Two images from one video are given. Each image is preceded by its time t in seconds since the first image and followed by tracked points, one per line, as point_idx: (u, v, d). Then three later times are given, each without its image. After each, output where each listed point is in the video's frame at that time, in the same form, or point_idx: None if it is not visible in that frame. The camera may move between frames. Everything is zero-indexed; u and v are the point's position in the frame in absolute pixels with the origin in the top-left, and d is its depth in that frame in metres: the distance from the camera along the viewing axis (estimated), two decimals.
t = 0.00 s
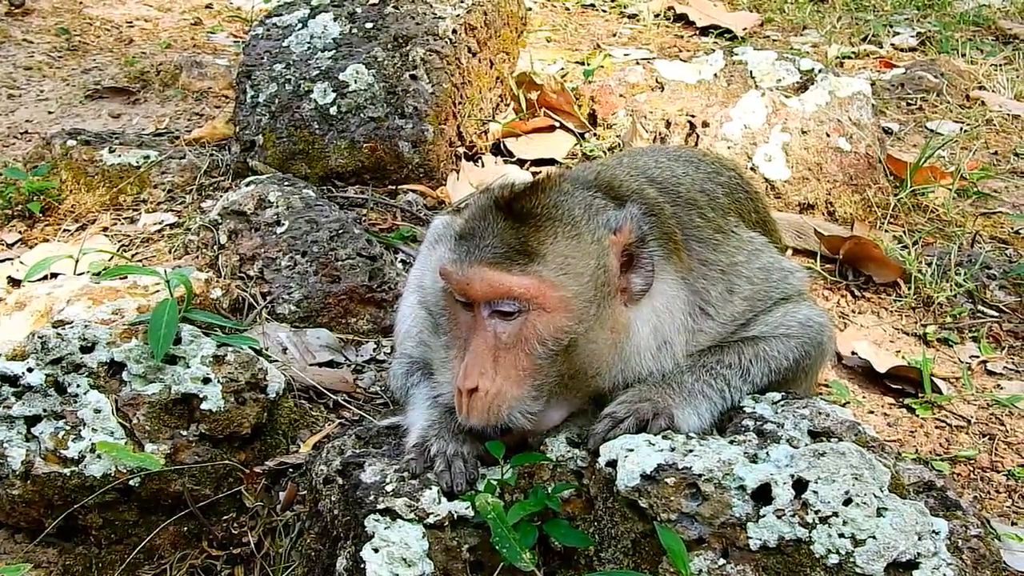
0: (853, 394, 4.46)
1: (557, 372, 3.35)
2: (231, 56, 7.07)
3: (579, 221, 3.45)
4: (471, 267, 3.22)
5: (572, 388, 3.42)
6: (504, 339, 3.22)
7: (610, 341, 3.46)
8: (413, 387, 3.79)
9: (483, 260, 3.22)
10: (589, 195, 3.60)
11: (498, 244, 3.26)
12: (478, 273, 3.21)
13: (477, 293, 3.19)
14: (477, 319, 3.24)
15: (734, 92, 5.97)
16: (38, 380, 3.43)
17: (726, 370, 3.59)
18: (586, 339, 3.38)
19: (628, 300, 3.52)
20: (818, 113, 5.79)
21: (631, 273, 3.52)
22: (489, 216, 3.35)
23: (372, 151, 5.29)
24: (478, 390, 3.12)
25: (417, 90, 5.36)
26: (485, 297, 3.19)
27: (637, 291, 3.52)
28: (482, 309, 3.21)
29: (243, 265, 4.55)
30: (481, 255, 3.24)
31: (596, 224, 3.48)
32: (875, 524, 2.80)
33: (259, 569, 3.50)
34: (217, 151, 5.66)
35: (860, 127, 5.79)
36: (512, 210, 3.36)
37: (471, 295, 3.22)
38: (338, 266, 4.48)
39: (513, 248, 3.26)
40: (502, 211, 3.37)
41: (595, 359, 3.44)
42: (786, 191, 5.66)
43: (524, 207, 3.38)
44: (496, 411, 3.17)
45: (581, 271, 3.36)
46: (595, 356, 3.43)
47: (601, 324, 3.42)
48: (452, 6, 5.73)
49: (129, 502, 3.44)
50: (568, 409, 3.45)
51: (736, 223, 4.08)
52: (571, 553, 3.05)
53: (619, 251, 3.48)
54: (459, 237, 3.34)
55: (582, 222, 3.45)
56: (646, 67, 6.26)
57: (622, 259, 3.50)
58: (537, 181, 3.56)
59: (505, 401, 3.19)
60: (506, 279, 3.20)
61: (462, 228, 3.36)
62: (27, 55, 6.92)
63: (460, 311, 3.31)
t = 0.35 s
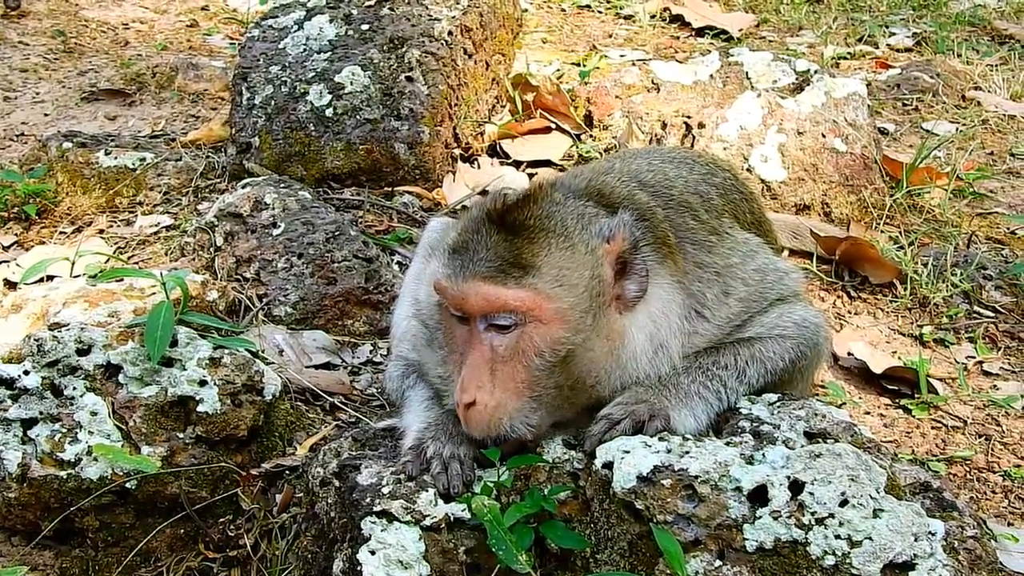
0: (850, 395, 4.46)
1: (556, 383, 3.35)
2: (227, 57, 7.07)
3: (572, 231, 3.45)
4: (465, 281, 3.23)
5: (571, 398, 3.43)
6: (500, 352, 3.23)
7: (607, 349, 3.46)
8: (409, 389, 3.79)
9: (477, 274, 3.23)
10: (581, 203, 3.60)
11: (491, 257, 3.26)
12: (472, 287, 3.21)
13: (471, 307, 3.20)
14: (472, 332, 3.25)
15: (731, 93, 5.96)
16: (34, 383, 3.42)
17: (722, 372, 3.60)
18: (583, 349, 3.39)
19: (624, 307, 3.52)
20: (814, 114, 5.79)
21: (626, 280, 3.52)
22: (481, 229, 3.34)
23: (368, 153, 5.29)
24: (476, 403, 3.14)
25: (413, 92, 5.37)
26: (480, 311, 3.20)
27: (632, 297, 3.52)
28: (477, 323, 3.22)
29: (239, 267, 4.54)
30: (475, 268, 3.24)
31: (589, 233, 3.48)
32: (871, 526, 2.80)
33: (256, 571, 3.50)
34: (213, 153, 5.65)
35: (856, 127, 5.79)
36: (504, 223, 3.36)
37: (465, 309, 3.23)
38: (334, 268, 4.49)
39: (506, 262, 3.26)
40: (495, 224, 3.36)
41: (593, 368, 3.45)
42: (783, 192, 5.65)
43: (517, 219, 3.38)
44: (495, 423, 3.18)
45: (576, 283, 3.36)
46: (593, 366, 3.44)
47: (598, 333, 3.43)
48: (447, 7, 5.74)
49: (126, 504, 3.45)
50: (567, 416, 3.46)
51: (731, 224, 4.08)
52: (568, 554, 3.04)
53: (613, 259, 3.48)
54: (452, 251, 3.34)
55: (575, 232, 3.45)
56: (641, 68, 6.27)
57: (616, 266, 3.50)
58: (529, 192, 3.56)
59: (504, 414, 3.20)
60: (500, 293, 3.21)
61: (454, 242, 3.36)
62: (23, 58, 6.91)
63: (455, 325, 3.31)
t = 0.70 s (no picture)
0: (847, 396, 4.47)
1: (568, 399, 3.37)
2: (224, 61, 7.08)
3: (570, 247, 3.42)
4: (470, 306, 3.23)
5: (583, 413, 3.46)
6: (510, 373, 3.25)
7: (613, 361, 3.47)
8: (406, 393, 3.79)
9: (482, 298, 3.22)
10: (576, 215, 3.58)
11: (493, 281, 3.25)
12: (477, 312, 3.21)
13: (478, 331, 3.21)
14: (480, 355, 3.26)
15: (727, 95, 6.00)
16: (32, 387, 3.41)
17: (720, 375, 3.61)
18: (592, 364, 3.41)
19: (625, 315, 3.52)
20: (811, 116, 5.79)
21: (625, 288, 3.53)
22: (479, 250, 3.32)
23: (366, 156, 5.28)
24: (490, 423, 3.18)
25: (410, 95, 5.38)
26: (488, 334, 3.21)
27: (632, 305, 3.53)
28: (485, 346, 3.24)
29: (237, 270, 4.55)
30: (479, 293, 3.23)
31: (589, 247, 3.46)
32: (869, 527, 2.80)
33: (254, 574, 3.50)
34: (210, 157, 5.66)
35: (852, 130, 5.80)
36: (504, 243, 3.33)
37: (472, 333, 3.23)
38: (331, 272, 4.49)
39: (510, 285, 3.25)
40: (494, 245, 3.33)
41: (602, 382, 3.46)
42: (779, 195, 5.66)
43: (516, 239, 3.35)
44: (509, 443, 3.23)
45: (581, 300, 3.36)
46: (602, 380, 3.46)
47: (605, 347, 3.44)
48: (445, 11, 5.75)
49: (124, 508, 3.46)
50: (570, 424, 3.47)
51: (726, 227, 4.09)
52: (565, 556, 3.03)
53: (612, 270, 3.48)
54: (452, 274, 3.32)
55: (574, 248, 3.42)
56: (638, 72, 6.35)
57: (615, 276, 3.50)
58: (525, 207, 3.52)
59: (518, 434, 3.24)
60: (507, 317, 3.21)
61: (453, 264, 3.34)
62: (20, 62, 6.91)
63: (461, 346, 3.32)
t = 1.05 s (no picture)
0: (845, 400, 4.47)
1: (570, 405, 3.38)
2: (222, 66, 7.08)
3: (572, 255, 3.41)
4: (473, 315, 3.19)
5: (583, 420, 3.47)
6: (512, 382, 3.25)
7: (614, 368, 3.48)
8: (405, 397, 3.79)
9: (485, 308, 3.20)
10: (575, 221, 3.57)
11: (496, 289, 3.22)
12: (480, 322, 3.19)
13: (481, 341, 3.19)
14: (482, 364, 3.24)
15: (725, 100, 5.98)
16: (32, 392, 3.42)
17: (717, 379, 3.62)
18: (594, 372, 3.41)
19: (625, 322, 3.51)
20: (809, 120, 5.80)
21: (625, 294, 3.52)
22: (479, 258, 3.29)
23: (364, 160, 5.30)
24: (494, 432, 3.19)
25: (408, 99, 5.38)
26: (491, 344, 3.19)
27: (632, 311, 3.51)
28: (487, 355, 3.22)
29: (236, 275, 4.56)
30: (481, 302, 3.21)
31: (589, 254, 3.46)
32: (867, 531, 2.81)
33: None
34: (209, 161, 5.66)
35: (850, 133, 5.82)
36: (505, 251, 3.31)
37: (474, 343, 3.21)
38: (330, 276, 4.48)
39: (513, 294, 3.23)
40: (494, 253, 3.31)
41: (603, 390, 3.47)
42: (778, 199, 5.66)
43: (517, 247, 3.33)
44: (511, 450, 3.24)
45: (583, 308, 3.36)
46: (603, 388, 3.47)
47: (607, 355, 3.44)
48: (442, 14, 5.73)
49: (124, 512, 3.46)
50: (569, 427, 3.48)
51: (724, 231, 4.10)
52: (564, 560, 3.05)
53: (611, 277, 3.47)
54: (452, 282, 3.28)
55: (575, 256, 3.42)
56: (636, 76, 6.34)
57: (614, 283, 3.50)
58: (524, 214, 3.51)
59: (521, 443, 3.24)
60: (511, 327, 3.20)
61: (453, 272, 3.31)
62: (19, 66, 6.92)
63: (461, 354, 3.30)
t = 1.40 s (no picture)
0: (843, 403, 4.47)
1: (598, 368, 3.32)
2: (221, 69, 7.09)
3: (593, 218, 3.42)
4: (505, 275, 3.15)
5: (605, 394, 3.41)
6: (545, 345, 3.15)
7: (637, 337, 3.44)
8: (404, 398, 3.79)
9: (517, 266, 3.16)
10: (588, 193, 3.60)
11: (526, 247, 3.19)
12: (511, 281, 3.14)
13: (515, 300, 3.12)
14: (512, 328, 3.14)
15: (722, 103, 5.99)
16: (29, 394, 3.41)
17: (713, 381, 3.63)
18: (620, 335, 3.37)
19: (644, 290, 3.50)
20: (807, 122, 5.80)
21: (641, 263, 3.48)
22: (502, 223, 3.27)
23: (362, 163, 5.29)
24: (529, 395, 3.08)
25: (406, 102, 5.39)
26: (524, 302, 3.12)
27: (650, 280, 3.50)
28: (519, 317, 3.13)
29: (234, 278, 4.55)
30: (512, 260, 3.16)
31: (608, 218, 3.48)
32: (863, 532, 2.80)
33: None
34: (207, 164, 5.66)
35: (848, 136, 5.81)
36: (529, 214, 3.30)
37: (504, 303, 3.14)
38: (328, 278, 4.50)
39: (541, 251, 3.20)
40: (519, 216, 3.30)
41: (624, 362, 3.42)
42: (775, 201, 5.67)
43: (540, 210, 3.33)
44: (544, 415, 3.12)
45: (610, 266, 3.35)
46: (624, 360, 3.42)
47: (632, 319, 3.41)
48: (440, 18, 5.76)
49: (121, 515, 3.46)
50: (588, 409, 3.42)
51: (725, 232, 4.13)
52: (561, 562, 3.05)
53: (628, 243, 3.47)
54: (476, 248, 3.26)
55: (596, 218, 3.43)
56: (634, 78, 6.34)
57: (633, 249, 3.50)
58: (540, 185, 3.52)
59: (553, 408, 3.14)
60: (541, 283, 3.15)
61: (476, 238, 3.28)
62: (17, 70, 6.93)
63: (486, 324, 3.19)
